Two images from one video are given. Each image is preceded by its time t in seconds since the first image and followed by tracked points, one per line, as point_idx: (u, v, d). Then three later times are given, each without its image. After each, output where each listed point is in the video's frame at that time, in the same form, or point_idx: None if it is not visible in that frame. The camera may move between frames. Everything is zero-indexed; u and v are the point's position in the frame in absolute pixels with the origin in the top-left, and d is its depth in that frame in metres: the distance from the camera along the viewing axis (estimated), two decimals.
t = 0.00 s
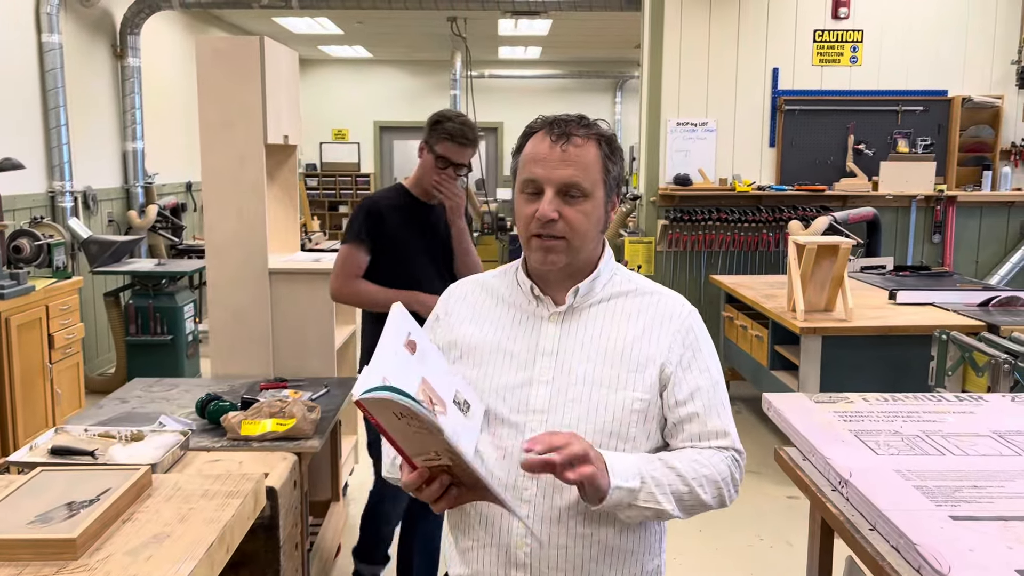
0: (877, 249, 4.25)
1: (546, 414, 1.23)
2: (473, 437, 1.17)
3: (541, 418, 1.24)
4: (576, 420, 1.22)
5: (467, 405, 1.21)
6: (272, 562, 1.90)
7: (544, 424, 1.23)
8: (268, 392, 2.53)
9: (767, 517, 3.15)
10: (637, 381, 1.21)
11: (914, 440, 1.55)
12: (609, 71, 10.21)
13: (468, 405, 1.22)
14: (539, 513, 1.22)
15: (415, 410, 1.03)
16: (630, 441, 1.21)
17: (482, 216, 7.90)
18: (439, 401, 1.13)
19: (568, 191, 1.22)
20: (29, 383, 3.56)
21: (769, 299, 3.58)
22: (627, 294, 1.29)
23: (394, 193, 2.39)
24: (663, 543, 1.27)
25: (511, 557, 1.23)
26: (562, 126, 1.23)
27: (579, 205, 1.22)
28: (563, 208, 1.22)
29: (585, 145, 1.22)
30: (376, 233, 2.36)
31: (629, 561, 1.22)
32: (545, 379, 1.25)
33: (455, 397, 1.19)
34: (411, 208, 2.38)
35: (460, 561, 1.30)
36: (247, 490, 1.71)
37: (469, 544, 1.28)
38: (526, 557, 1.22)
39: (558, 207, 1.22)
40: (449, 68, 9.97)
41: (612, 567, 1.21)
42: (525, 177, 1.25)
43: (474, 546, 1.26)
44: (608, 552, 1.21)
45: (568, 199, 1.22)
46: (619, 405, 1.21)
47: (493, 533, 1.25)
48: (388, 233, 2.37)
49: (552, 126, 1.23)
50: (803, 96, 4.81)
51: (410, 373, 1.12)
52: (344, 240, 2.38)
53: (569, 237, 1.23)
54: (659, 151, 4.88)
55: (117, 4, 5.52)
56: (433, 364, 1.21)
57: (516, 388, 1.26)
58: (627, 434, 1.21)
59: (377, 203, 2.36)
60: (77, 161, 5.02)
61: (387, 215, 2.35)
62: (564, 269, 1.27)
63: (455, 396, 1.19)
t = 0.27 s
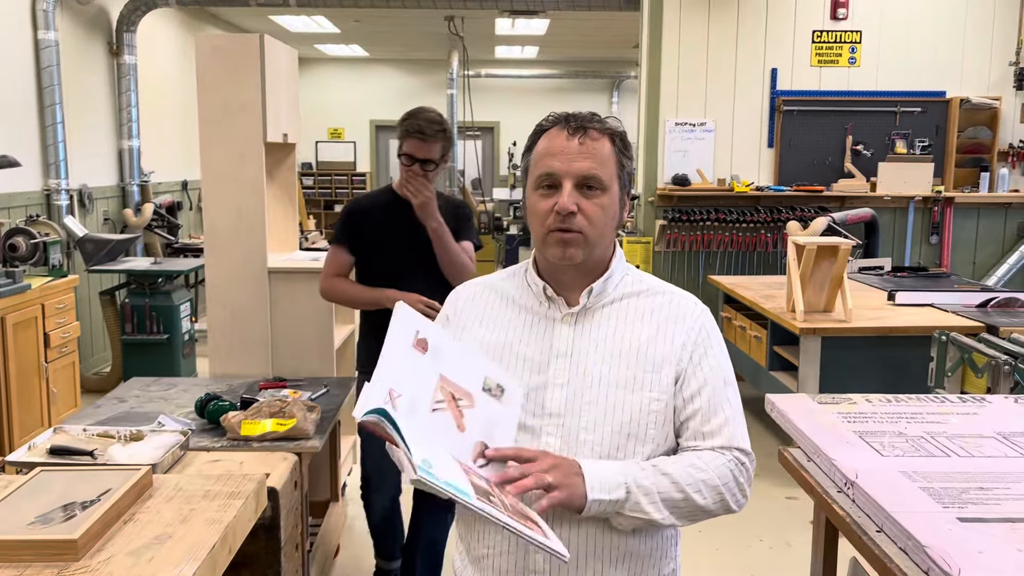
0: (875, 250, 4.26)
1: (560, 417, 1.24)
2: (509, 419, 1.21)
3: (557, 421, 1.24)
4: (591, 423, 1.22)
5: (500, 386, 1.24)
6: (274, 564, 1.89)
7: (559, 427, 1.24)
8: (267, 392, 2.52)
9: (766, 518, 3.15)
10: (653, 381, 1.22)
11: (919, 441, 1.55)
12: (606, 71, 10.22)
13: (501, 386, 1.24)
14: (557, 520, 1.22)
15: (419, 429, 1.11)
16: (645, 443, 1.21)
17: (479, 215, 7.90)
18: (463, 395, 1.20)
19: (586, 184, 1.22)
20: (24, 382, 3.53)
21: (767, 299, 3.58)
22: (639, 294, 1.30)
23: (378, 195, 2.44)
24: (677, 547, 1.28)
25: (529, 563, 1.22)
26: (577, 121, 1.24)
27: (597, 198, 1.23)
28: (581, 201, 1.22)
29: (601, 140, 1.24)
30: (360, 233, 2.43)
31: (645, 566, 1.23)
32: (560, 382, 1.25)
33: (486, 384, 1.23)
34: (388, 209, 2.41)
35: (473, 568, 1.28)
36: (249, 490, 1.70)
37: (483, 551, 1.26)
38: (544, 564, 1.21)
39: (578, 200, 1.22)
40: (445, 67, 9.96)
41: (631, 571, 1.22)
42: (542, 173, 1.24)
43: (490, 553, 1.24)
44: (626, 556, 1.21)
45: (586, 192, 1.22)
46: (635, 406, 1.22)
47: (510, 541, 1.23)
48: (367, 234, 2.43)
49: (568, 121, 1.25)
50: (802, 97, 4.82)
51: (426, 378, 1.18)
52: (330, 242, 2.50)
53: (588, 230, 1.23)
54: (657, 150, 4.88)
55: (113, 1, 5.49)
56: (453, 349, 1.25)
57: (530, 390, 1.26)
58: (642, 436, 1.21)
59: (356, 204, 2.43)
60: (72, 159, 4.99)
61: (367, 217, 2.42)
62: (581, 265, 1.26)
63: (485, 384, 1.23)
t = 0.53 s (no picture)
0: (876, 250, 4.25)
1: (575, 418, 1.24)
2: (596, 413, 1.11)
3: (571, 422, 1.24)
4: (608, 424, 1.22)
5: (589, 379, 1.14)
6: (276, 561, 1.88)
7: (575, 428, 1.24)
8: (269, 389, 2.52)
9: (767, 516, 3.15)
10: (669, 381, 1.23)
11: (924, 441, 1.54)
12: (607, 69, 10.21)
13: (591, 379, 1.14)
14: (569, 522, 1.21)
15: (462, 404, 1.10)
16: (661, 443, 1.22)
17: (480, 212, 7.89)
18: (542, 377, 1.13)
19: (599, 178, 1.22)
20: (24, 377, 3.52)
21: (770, 298, 3.58)
22: (650, 292, 1.31)
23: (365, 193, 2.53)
24: (689, 550, 1.27)
25: (542, 567, 1.21)
26: (589, 116, 1.24)
27: (610, 191, 1.22)
28: (595, 194, 1.21)
29: (612, 134, 1.23)
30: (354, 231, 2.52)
31: (658, 569, 1.22)
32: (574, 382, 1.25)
33: (570, 372, 1.14)
34: (371, 205, 2.49)
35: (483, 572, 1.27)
36: (252, 487, 1.70)
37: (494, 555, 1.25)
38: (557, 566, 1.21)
39: (592, 193, 1.21)
40: (446, 64, 9.95)
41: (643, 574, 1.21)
42: (554, 167, 1.23)
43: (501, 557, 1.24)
44: (640, 560, 1.20)
45: (599, 185, 1.22)
46: (651, 407, 1.22)
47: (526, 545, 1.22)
48: (355, 230, 2.52)
49: (579, 115, 1.24)
50: (805, 95, 4.81)
51: (502, 353, 1.14)
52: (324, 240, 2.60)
53: (602, 225, 1.22)
54: (659, 148, 4.88)
55: None
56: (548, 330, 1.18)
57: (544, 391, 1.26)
58: (659, 437, 1.22)
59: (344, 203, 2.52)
60: (73, 153, 4.98)
61: (354, 213, 2.51)
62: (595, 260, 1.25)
63: (569, 370, 1.14)
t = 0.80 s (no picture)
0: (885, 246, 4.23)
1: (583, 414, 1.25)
2: (659, 408, 1.08)
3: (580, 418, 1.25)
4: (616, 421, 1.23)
5: (667, 370, 1.10)
6: (280, 553, 1.89)
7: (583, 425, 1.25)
8: (275, 381, 2.53)
9: (772, 513, 3.14)
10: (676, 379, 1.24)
11: (930, 439, 1.53)
12: (616, 62, 10.17)
13: (669, 373, 1.11)
14: (574, 522, 1.20)
15: (525, 352, 1.09)
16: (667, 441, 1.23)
17: (488, 205, 7.88)
18: (616, 356, 1.10)
19: (605, 175, 1.21)
20: (33, 367, 3.54)
21: (777, 294, 3.56)
22: (658, 291, 1.33)
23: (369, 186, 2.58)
24: (691, 550, 1.27)
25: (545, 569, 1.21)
26: (596, 111, 1.23)
27: (616, 188, 1.21)
28: (600, 192, 1.20)
29: (620, 129, 1.22)
30: (353, 224, 2.60)
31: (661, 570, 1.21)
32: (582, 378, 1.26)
33: (648, 359, 1.11)
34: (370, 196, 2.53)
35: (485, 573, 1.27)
36: (256, 480, 1.70)
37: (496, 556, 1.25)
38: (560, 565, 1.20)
39: (597, 191, 1.20)
40: (455, 57, 9.93)
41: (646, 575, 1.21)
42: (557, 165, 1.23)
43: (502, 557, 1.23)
44: (644, 560, 1.20)
45: (605, 182, 1.21)
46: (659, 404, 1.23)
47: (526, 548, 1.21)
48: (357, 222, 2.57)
49: (585, 111, 1.23)
50: (815, 90, 4.77)
51: (579, 319, 1.12)
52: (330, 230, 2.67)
53: (608, 222, 1.22)
54: (668, 142, 4.85)
55: None
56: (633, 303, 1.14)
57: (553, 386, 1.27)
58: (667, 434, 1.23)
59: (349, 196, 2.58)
60: (83, 145, 5.00)
61: (357, 205, 2.56)
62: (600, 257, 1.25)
63: (644, 359, 1.10)
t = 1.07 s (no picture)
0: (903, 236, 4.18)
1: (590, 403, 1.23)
2: (670, 398, 1.07)
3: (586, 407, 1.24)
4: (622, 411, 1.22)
5: (678, 358, 1.09)
6: (288, 535, 1.90)
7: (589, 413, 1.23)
8: (286, 365, 2.55)
9: (783, 504, 3.13)
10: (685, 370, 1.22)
11: (942, 428, 1.51)
12: (634, 50, 10.08)
13: (680, 361, 1.09)
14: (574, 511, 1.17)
15: (526, 353, 1.09)
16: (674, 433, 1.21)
17: (503, 193, 7.85)
18: (622, 349, 1.09)
19: (609, 163, 1.18)
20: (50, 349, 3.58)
21: (792, 283, 3.53)
22: (669, 279, 1.30)
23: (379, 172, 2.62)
24: (696, 542, 1.25)
25: (546, 556, 1.19)
26: (606, 94, 1.20)
27: (621, 176, 1.19)
28: (603, 179, 1.18)
29: (630, 114, 1.19)
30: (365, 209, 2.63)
31: (664, 562, 1.19)
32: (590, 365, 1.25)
33: (657, 349, 1.09)
34: (379, 181, 2.57)
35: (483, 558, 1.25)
36: (263, 461, 1.71)
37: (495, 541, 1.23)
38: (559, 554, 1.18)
39: (599, 179, 1.18)
40: (471, 44, 9.89)
41: (649, 566, 1.19)
42: (562, 150, 1.22)
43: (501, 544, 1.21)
44: (647, 551, 1.18)
45: (609, 170, 1.19)
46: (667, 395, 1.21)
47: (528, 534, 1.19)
48: (366, 206, 2.61)
49: (596, 94, 1.20)
50: (832, 78, 4.71)
51: (580, 316, 1.10)
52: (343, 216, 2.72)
53: (608, 210, 1.20)
54: (684, 130, 4.81)
55: None
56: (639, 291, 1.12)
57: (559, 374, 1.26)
58: (675, 425, 1.21)
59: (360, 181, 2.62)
60: (100, 130, 5.03)
61: (366, 190, 2.60)
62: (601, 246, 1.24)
63: (653, 349, 1.09)
